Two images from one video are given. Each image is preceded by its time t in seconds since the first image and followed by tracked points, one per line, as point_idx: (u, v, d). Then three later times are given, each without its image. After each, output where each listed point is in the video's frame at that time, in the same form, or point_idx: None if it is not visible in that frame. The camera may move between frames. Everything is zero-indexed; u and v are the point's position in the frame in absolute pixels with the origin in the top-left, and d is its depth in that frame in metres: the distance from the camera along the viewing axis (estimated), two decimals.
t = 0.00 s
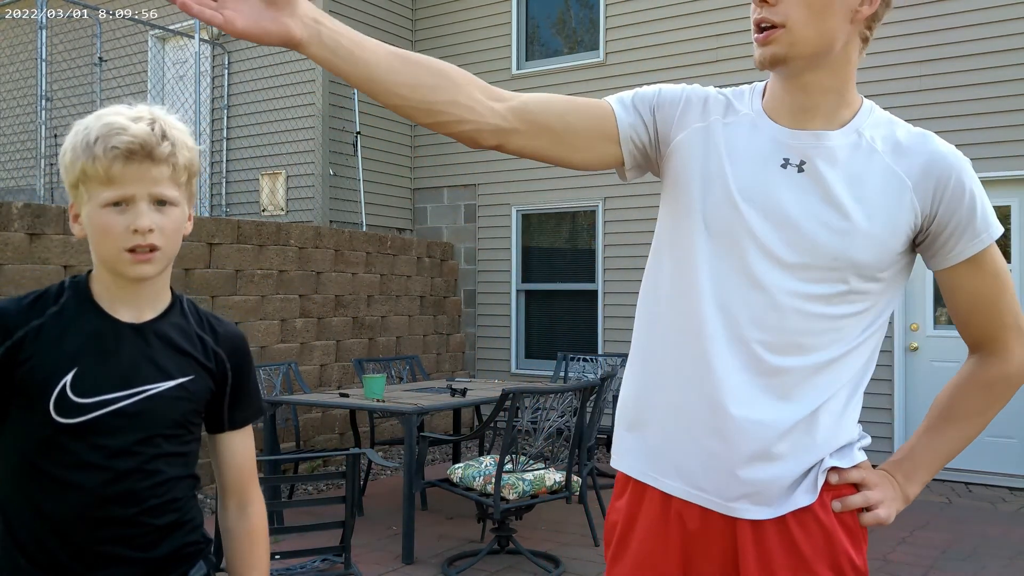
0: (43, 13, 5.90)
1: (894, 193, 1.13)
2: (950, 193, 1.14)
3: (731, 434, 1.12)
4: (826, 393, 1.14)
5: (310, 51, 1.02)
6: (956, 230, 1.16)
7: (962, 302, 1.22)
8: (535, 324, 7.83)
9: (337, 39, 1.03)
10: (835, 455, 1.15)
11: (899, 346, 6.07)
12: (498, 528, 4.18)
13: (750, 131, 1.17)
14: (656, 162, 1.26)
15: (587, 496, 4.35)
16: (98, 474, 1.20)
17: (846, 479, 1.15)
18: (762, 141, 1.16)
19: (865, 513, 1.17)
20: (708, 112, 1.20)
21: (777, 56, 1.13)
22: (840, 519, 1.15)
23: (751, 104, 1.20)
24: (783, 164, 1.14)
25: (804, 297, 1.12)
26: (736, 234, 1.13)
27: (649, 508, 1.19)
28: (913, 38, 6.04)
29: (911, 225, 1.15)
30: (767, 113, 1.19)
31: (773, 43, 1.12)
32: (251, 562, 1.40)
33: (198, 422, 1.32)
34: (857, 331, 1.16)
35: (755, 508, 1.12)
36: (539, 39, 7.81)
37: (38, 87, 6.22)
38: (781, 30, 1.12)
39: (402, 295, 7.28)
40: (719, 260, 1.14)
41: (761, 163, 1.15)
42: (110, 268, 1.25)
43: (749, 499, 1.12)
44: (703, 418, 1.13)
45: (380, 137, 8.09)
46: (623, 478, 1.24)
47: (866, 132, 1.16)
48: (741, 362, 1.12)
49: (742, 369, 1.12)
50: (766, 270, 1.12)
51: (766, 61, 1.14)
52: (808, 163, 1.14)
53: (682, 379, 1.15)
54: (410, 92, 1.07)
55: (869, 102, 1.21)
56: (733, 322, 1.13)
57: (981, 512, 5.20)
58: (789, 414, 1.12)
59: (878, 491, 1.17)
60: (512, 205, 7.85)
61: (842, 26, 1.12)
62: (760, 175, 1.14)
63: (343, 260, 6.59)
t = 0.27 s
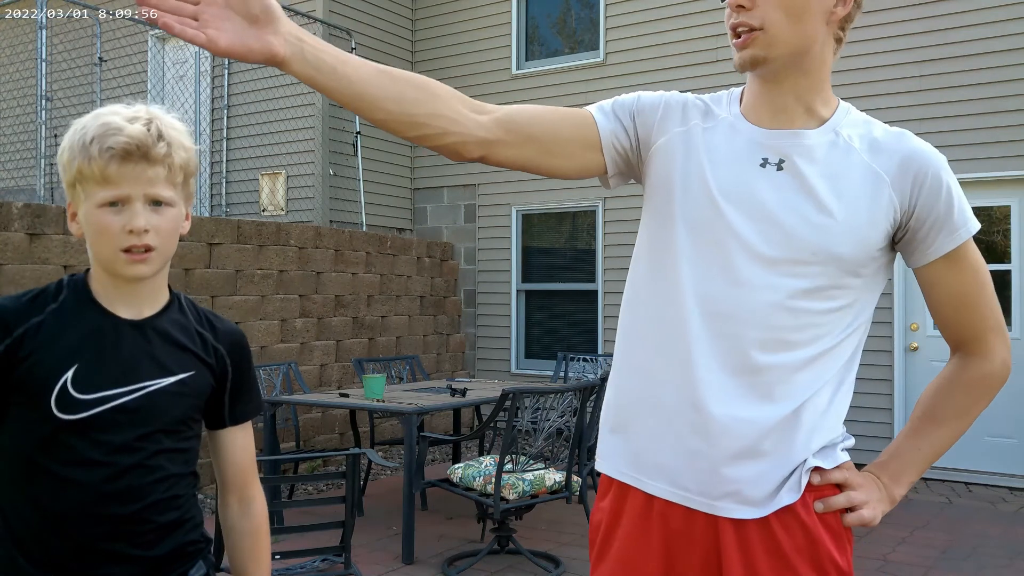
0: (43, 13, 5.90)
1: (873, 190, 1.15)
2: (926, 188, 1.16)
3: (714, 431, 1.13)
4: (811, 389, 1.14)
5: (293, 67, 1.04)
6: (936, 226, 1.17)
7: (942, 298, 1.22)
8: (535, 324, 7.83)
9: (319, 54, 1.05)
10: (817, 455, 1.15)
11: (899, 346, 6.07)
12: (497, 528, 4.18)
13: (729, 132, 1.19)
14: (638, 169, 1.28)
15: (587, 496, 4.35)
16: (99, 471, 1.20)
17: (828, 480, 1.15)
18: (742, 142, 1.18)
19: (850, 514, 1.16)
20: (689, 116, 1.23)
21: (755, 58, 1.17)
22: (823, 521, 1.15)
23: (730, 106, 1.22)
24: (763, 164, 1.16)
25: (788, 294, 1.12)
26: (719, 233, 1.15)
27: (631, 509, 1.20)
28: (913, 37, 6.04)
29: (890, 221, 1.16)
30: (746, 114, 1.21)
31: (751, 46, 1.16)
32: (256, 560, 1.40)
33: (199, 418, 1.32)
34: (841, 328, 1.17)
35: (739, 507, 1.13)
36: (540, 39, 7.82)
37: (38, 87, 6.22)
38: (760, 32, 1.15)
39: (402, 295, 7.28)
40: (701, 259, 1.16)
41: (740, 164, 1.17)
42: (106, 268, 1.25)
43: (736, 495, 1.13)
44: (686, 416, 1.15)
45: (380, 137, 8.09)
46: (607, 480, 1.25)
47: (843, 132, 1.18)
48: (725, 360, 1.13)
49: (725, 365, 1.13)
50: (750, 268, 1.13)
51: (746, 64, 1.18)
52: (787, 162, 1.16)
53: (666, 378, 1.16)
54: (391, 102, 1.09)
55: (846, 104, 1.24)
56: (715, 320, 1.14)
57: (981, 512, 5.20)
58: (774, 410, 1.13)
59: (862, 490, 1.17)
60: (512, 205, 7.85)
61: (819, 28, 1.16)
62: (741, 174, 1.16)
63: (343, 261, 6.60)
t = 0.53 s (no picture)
0: (43, 13, 5.90)
1: (859, 186, 1.15)
2: (912, 182, 1.16)
3: (705, 430, 1.13)
4: (803, 387, 1.14)
5: (278, 82, 1.06)
6: (923, 219, 1.17)
7: (928, 290, 1.21)
8: (535, 324, 7.83)
9: (302, 69, 1.07)
10: (812, 454, 1.15)
11: (899, 346, 6.07)
12: (497, 528, 4.17)
13: (715, 133, 1.19)
14: (626, 173, 1.29)
15: (587, 496, 4.35)
16: (100, 471, 1.20)
17: (823, 479, 1.15)
18: (727, 142, 1.18)
19: (844, 513, 1.16)
20: (674, 118, 1.23)
21: (735, 61, 1.18)
22: (818, 522, 1.15)
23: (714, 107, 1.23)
24: (749, 163, 1.16)
25: (779, 293, 1.12)
26: (709, 234, 1.15)
27: (625, 511, 1.20)
28: (913, 37, 6.04)
29: (877, 217, 1.16)
30: (730, 115, 1.21)
31: (730, 49, 1.17)
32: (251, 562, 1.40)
33: (200, 418, 1.32)
34: (832, 326, 1.17)
35: (734, 507, 1.13)
36: (540, 39, 7.82)
37: (38, 87, 6.22)
38: (738, 37, 1.16)
39: (402, 295, 7.28)
40: (691, 262, 1.16)
41: (727, 164, 1.17)
42: (108, 269, 1.25)
43: (730, 495, 1.13)
44: (677, 417, 1.15)
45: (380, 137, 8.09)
46: (601, 482, 1.25)
47: (829, 128, 1.18)
48: (716, 361, 1.13)
49: (715, 365, 1.13)
50: (741, 268, 1.13)
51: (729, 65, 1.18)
52: (773, 160, 1.16)
53: (659, 379, 1.17)
54: (376, 116, 1.10)
55: (830, 102, 1.24)
56: (705, 320, 1.14)
57: (981, 512, 5.20)
58: (766, 409, 1.13)
59: (855, 489, 1.17)
60: (512, 205, 7.84)
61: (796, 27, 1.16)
62: (728, 174, 1.16)
63: (343, 261, 6.59)
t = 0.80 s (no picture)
0: (43, 13, 5.90)
1: (850, 183, 1.15)
2: (903, 176, 1.16)
3: (701, 431, 1.13)
4: (800, 386, 1.14)
5: (269, 92, 1.07)
6: (914, 214, 1.17)
7: (920, 286, 1.21)
8: (535, 324, 7.83)
9: (295, 80, 1.08)
10: (812, 454, 1.15)
11: (899, 346, 6.06)
12: (497, 528, 4.17)
13: (705, 134, 1.20)
14: (618, 177, 1.30)
15: (587, 496, 4.35)
16: (101, 471, 1.20)
17: (822, 479, 1.15)
18: (718, 142, 1.19)
19: (844, 512, 1.16)
20: (664, 120, 1.23)
21: (745, 66, 1.17)
22: (817, 522, 1.15)
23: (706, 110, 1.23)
24: (741, 163, 1.17)
25: (775, 291, 1.12)
26: (704, 234, 1.15)
27: (623, 512, 1.20)
28: (913, 37, 6.04)
29: (870, 214, 1.16)
30: (720, 117, 1.22)
31: (743, 54, 1.16)
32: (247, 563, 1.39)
33: (201, 419, 1.32)
34: (829, 323, 1.17)
35: (734, 508, 1.13)
36: (540, 39, 7.82)
37: (38, 87, 6.22)
38: (751, 43, 1.16)
39: (402, 295, 7.28)
40: (686, 264, 1.16)
41: (718, 164, 1.17)
42: (111, 271, 1.25)
43: (730, 496, 1.13)
44: (674, 418, 1.15)
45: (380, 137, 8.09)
46: (600, 486, 1.25)
47: (819, 125, 1.19)
48: (712, 361, 1.13)
49: (710, 365, 1.13)
50: (737, 268, 1.13)
51: (735, 67, 1.17)
52: (765, 159, 1.16)
53: (656, 381, 1.17)
54: (369, 126, 1.11)
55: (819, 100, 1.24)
56: (701, 321, 1.14)
57: (980, 512, 5.20)
58: (763, 408, 1.13)
59: (855, 488, 1.17)
60: (512, 205, 7.84)
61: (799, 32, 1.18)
62: (720, 173, 1.16)
63: (343, 261, 6.59)
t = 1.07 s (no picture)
0: (43, 13, 5.90)
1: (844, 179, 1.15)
2: (895, 171, 1.16)
3: (701, 432, 1.14)
4: (801, 386, 1.14)
5: (262, 111, 1.07)
6: (908, 208, 1.17)
7: (915, 280, 1.21)
8: (535, 324, 7.83)
9: (286, 98, 1.07)
10: (817, 453, 1.16)
11: (899, 346, 6.06)
12: (497, 527, 4.17)
13: (697, 135, 1.20)
14: (610, 183, 1.30)
15: (587, 496, 4.34)
16: (103, 471, 1.20)
17: (827, 478, 1.16)
18: (710, 143, 1.18)
19: (848, 509, 1.17)
20: (654, 124, 1.23)
21: (744, 65, 1.16)
22: (821, 521, 1.16)
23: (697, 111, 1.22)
24: (734, 163, 1.17)
25: (775, 290, 1.12)
26: (702, 237, 1.14)
27: (627, 514, 1.20)
28: (913, 37, 6.04)
29: (863, 210, 1.16)
30: (712, 118, 1.21)
31: (744, 52, 1.16)
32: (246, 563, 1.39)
33: (201, 421, 1.32)
34: (828, 320, 1.17)
35: (738, 509, 1.13)
36: (539, 39, 7.82)
37: (38, 87, 6.22)
38: (755, 42, 1.15)
39: (402, 295, 7.28)
40: (683, 268, 1.15)
41: (712, 164, 1.17)
42: (112, 272, 1.25)
43: (733, 496, 1.13)
44: (674, 421, 1.15)
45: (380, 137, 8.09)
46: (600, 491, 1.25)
47: (810, 122, 1.19)
48: (713, 363, 1.13)
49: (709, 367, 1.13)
50: (736, 269, 1.13)
51: (734, 67, 1.17)
52: (758, 158, 1.16)
53: (655, 384, 1.17)
54: (362, 144, 1.10)
55: (809, 97, 1.24)
56: (699, 324, 1.14)
57: (981, 512, 5.20)
58: (763, 408, 1.13)
59: (859, 485, 1.17)
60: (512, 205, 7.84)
61: (796, 32, 1.18)
62: (713, 173, 1.16)
63: (343, 260, 6.59)
